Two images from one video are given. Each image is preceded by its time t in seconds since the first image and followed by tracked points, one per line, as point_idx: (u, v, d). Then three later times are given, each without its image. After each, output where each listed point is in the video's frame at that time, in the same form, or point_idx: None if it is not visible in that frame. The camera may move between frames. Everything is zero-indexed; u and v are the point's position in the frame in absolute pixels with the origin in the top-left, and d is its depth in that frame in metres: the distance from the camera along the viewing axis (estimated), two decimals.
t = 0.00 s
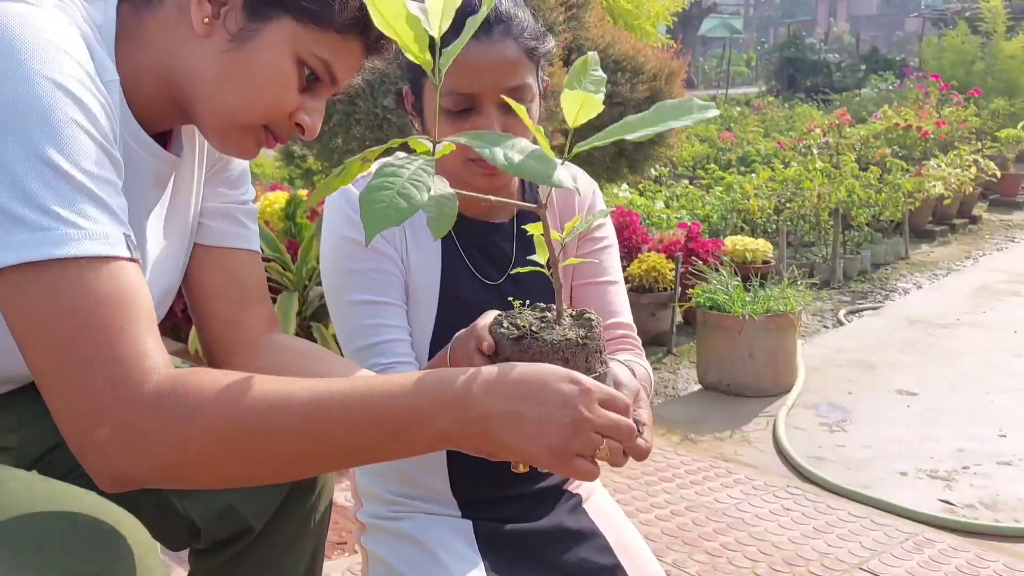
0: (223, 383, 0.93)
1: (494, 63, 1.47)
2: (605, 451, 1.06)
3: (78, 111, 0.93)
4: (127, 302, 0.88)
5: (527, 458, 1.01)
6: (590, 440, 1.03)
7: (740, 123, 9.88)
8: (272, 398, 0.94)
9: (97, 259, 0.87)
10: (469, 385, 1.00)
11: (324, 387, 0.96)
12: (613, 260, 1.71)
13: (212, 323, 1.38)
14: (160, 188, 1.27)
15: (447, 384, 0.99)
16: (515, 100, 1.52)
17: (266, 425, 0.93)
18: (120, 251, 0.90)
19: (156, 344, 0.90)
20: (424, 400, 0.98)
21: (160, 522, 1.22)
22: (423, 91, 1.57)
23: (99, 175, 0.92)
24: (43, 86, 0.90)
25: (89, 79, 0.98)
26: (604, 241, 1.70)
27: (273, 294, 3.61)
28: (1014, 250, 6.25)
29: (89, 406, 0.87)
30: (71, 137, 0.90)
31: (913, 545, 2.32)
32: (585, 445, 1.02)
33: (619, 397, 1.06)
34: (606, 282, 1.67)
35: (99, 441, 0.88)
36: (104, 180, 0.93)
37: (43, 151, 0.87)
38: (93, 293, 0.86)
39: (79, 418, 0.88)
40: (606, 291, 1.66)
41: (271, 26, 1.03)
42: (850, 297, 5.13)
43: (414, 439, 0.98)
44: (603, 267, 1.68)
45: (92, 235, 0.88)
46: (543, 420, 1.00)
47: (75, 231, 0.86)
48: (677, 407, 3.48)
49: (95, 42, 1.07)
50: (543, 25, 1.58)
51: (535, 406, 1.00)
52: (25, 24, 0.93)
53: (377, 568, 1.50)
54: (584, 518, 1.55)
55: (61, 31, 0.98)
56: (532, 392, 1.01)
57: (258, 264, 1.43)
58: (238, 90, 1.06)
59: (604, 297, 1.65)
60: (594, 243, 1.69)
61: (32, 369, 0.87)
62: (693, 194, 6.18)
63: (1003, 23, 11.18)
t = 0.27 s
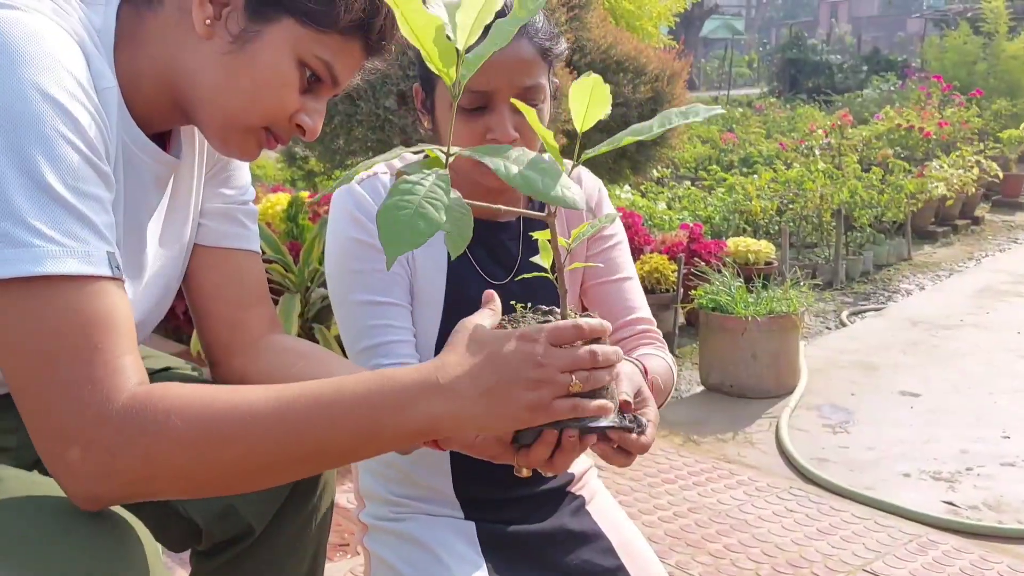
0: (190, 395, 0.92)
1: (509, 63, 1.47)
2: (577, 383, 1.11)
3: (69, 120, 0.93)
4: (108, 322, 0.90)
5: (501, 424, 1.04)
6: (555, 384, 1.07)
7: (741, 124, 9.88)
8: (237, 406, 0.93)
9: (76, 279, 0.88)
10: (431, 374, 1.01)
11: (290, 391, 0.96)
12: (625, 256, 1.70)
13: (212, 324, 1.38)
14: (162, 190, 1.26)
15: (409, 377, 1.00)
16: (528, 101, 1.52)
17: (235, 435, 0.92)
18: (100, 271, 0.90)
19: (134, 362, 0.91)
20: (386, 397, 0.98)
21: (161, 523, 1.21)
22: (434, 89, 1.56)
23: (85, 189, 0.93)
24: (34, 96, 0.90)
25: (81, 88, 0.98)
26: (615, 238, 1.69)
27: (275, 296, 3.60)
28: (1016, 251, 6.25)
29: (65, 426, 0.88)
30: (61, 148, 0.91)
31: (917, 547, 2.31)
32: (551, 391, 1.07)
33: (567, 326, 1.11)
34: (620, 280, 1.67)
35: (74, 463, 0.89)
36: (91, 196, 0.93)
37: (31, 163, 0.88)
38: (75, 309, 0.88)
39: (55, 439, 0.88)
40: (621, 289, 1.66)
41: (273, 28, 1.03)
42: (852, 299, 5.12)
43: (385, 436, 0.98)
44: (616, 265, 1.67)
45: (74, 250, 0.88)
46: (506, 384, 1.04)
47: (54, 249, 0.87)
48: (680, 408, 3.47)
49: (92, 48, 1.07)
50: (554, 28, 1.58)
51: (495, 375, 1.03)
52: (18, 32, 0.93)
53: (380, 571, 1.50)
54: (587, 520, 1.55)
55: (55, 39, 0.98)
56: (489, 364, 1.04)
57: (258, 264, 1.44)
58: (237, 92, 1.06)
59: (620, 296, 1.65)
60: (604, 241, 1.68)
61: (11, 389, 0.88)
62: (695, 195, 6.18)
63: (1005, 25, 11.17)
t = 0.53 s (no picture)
0: (217, 379, 0.91)
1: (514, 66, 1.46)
2: (599, 376, 1.06)
3: (70, 120, 0.93)
4: (127, 314, 0.89)
5: (526, 403, 1.00)
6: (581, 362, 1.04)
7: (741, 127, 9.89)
8: (264, 387, 0.92)
9: (92, 273, 0.87)
10: (459, 349, 0.97)
11: (316, 371, 0.94)
12: (627, 261, 1.70)
13: (210, 328, 1.37)
14: (161, 192, 1.26)
15: (436, 352, 0.97)
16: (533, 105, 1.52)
17: (260, 418, 0.91)
18: (117, 264, 0.90)
19: (157, 353, 0.90)
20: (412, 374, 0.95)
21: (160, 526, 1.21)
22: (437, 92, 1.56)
23: (96, 189, 0.92)
24: (35, 96, 0.90)
25: (81, 88, 0.98)
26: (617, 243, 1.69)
27: (275, 299, 3.60)
28: (1017, 254, 6.24)
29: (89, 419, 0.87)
30: (64, 148, 0.90)
31: (919, 550, 2.31)
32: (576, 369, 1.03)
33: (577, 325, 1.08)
34: (623, 283, 1.66)
35: (106, 455, 0.88)
36: (101, 194, 0.93)
37: (35, 163, 0.87)
38: (89, 304, 0.87)
39: (83, 430, 0.88)
40: (624, 292, 1.65)
41: (273, 27, 1.02)
42: (853, 301, 5.11)
43: (413, 415, 0.95)
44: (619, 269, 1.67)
45: (85, 246, 0.88)
46: (532, 362, 1.00)
47: (66, 245, 0.87)
48: (681, 412, 3.46)
49: (90, 49, 1.06)
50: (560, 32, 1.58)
51: (520, 353, 1.00)
52: (17, 33, 0.93)
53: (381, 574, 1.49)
54: (589, 523, 1.54)
55: (55, 39, 0.98)
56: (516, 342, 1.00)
57: (256, 265, 1.44)
58: (237, 93, 1.05)
59: (623, 299, 1.64)
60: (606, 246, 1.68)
61: (35, 384, 0.88)
62: (696, 198, 6.17)
63: (1004, 27, 11.18)
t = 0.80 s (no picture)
0: (221, 388, 0.91)
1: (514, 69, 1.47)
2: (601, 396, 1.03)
3: (72, 124, 0.92)
4: (130, 318, 0.88)
5: (526, 420, 0.99)
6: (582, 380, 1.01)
7: (742, 129, 9.88)
8: (266, 398, 0.91)
9: (96, 276, 0.87)
10: (460, 366, 0.96)
11: (320, 382, 0.93)
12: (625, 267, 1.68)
13: (207, 331, 1.37)
14: (160, 196, 1.26)
15: (436, 368, 0.96)
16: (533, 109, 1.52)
17: (262, 427, 0.90)
18: (119, 269, 0.89)
19: (161, 357, 0.90)
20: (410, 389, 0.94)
21: (157, 530, 1.20)
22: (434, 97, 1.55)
23: (100, 195, 0.92)
24: (35, 99, 0.89)
25: (84, 91, 0.97)
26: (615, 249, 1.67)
27: (275, 301, 3.59)
28: (1018, 256, 6.23)
29: (95, 423, 0.87)
30: (66, 151, 0.90)
31: (921, 553, 2.30)
32: (576, 387, 1.01)
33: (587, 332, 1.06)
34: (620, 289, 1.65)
35: (108, 458, 0.88)
36: (104, 200, 0.93)
37: (35, 167, 0.87)
38: (94, 308, 0.87)
39: (87, 435, 0.87)
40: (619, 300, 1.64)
41: (275, 31, 1.02)
42: (853, 303, 5.11)
43: (413, 428, 0.95)
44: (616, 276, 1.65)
45: (88, 252, 0.87)
46: (532, 378, 0.98)
47: (68, 249, 0.86)
48: (682, 414, 3.45)
49: (91, 51, 1.06)
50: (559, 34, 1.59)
51: (521, 369, 0.98)
52: (19, 36, 0.93)
53: None
54: (589, 527, 1.53)
55: (57, 42, 0.98)
56: (516, 357, 0.98)
57: (253, 268, 1.43)
58: (239, 97, 1.05)
59: (619, 307, 1.63)
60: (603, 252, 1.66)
61: (40, 389, 0.87)
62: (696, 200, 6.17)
63: (1005, 29, 11.17)
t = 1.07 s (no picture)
0: (222, 381, 0.91)
1: (515, 71, 1.47)
2: (599, 364, 1.05)
3: (72, 125, 0.92)
4: (131, 318, 0.88)
5: (526, 396, 1.00)
6: (579, 353, 1.03)
7: (742, 131, 9.88)
8: (270, 389, 0.91)
9: (97, 277, 0.87)
10: (457, 348, 0.98)
11: (319, 370, 0.94)
12: (624, 272, 1.68)
13: (205, 333, 1.37)
14: (159, 199, 1.25)
15: (434, 350, 0.97)
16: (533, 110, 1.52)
17: (268, 420, 0.90)
18: (120, 268, 0.89)
19: (164, 357, 0.90)
20: (411, 371, 0.95)
21: (155, 534, 1.20)
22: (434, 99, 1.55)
23: (101, 196, 0.92)
24: (34, 100, 0.89)
25: (82, 92, 0.97)
26: (615, 253, 1.67)
27: (275, 304, 3.59)
28: (1018, 257, 6.23)
29: (98, 422, 0.86)
30: (66, 152, 0.90)
31: (922, 555, 2.30)
32: (574, 359, 1.02)
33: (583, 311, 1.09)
34: (619, 295, 1.65)
35: (113, 458, 0.87)
36: (105, 201, 0.93)
37: (35, 168, 0.87)
38: (95, 308, 0.86)
39: (90, 434, 0.87)
40: (619, 304, 1.64)
41: (275, 32, 1.02)
42: (854, 305, 5.11)
43: (417, 412, 0.95)
44: (615, 280, 1.65)
45: (89, 252, 0.87)
46: (530, 354, 1.00)
47: (70, 250, 0.86)
48: (682, 417, 3.45)
49: (89, 53, 1.06)
50: (559, 35, 1.58)
51: (519, 346, 1.00)
52: (18, 38, 0.93)
53: None
54: (589, 530, 1.53)
55: (56, 44, 0.98)
56: (513, 336, 1.00)
57: (249, 271, 1.43)
58: (238, 98, 1.05)
59: (618, 312, 1.64)
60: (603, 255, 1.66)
61: (42, 388, 0.87)
62: (697, 202, 6.16)
63: (1004, 31, 11.16)
